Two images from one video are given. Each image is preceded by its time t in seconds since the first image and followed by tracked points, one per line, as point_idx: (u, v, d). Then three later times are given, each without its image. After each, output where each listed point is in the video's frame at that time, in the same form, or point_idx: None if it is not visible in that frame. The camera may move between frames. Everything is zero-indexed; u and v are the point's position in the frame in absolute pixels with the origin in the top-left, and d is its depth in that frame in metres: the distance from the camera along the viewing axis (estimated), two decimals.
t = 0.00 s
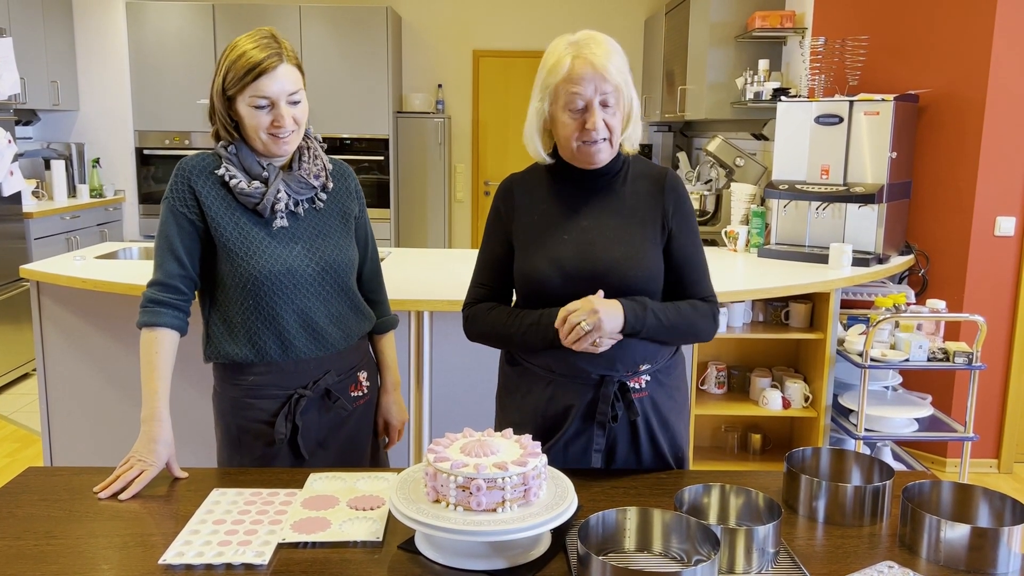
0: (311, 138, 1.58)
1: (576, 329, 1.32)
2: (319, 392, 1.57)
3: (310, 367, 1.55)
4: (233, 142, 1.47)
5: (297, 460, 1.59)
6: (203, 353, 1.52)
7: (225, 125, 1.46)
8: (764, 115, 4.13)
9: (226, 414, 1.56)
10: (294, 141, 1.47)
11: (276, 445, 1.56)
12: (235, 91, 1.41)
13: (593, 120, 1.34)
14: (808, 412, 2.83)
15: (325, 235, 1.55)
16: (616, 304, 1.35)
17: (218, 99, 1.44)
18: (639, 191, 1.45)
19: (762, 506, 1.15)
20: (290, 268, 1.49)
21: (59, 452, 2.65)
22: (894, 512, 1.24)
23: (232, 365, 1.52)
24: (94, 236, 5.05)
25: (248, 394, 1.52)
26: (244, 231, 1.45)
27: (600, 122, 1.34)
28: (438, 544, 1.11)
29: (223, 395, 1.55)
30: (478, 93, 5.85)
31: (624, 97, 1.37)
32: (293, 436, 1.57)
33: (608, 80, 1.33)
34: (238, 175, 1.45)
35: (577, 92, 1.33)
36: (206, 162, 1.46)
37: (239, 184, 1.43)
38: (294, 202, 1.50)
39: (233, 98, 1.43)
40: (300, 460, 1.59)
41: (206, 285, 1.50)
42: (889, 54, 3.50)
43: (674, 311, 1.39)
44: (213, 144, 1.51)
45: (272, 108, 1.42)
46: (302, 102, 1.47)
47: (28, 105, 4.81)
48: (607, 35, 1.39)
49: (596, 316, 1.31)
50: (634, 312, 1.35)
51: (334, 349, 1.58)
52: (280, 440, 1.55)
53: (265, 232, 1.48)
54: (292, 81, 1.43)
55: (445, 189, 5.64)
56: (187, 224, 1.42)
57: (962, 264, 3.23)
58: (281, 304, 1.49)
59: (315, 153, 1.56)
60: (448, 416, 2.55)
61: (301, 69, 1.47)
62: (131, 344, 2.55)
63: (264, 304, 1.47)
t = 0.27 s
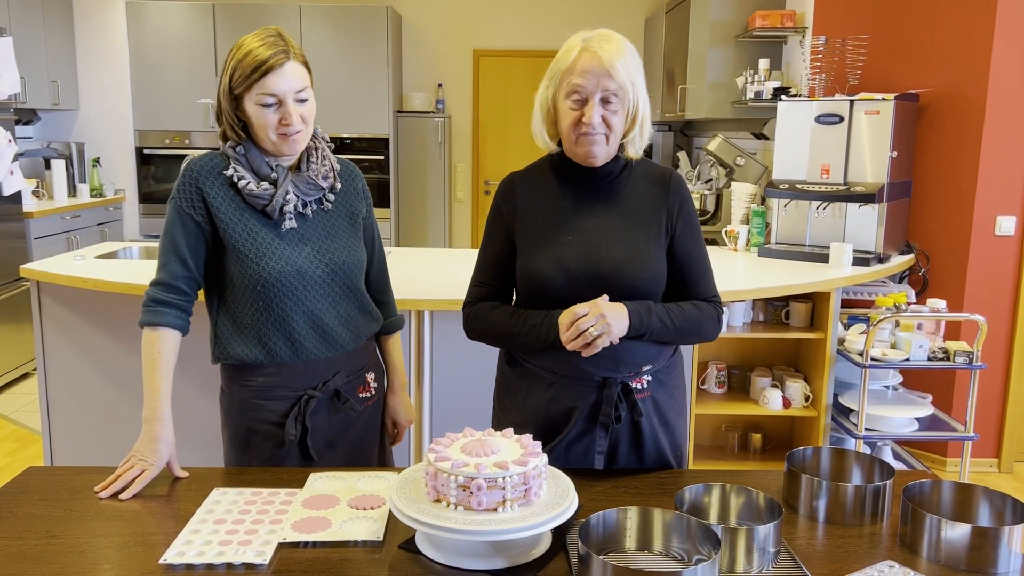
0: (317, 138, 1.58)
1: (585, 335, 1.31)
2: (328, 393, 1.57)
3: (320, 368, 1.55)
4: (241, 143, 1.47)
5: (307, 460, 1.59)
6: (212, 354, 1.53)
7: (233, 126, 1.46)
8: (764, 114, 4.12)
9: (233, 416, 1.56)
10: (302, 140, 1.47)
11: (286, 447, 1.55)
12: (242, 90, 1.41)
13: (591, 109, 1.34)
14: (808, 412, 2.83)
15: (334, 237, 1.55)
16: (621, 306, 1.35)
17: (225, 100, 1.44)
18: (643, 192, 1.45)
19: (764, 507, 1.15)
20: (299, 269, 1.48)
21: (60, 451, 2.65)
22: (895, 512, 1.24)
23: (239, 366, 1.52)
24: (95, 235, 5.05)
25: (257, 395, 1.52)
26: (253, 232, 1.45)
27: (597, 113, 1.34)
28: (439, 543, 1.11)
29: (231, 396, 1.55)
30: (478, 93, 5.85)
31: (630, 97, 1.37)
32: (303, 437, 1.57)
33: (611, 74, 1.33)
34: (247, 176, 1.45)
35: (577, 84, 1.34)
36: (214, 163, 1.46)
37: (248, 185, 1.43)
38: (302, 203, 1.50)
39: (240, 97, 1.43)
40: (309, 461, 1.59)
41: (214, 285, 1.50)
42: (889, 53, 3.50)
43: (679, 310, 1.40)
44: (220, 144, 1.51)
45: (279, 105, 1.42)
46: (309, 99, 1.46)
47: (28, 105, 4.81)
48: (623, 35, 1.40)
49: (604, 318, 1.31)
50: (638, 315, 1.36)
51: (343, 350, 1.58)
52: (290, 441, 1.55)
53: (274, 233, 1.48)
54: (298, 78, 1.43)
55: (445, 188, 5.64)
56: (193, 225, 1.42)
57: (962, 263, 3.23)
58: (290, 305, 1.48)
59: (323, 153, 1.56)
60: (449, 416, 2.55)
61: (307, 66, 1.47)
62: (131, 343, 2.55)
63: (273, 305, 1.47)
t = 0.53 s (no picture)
0: (324, 140, 1.58)
1: (578, 334, 1.32)
2: (333, 394, 1.57)
3: (325, 369, 1.55)
4: (249, 145, 1.47)
5: (311, 461, 1.59)
6: (216, 355, 1.53)
7: (242, 129, 1.46)
8: (765, 114, 4.12)
9: (237, 417, 1.56)
10: (310, 145, 1.47)
11: (290, 448, 1.56)
12: (250, 92, 1.41)
13: (579, 103, 1.36)
14: (809, 411, 2.83)
15: (340, 240, 1.55)
16: (618, 306, 1.35)
17: (233, 102, 1.44)
18: (646, 193, 1.45)
19: (764, 506, 1.15)
20: (305, 272, 1.48)
21: (60, 451, 2.65)
22: (896, 512, 1.24)
23: (244, 367, 1.52)
24: (95, 235, 5.05)
25: (262, 396, 1.52)
26: (259, 235, 1.45)
27: (585, 107, 1.36)
28: (439, 543, 1.11)
29: (236, 396, 1.55)
30: (478, 92, 5.85)
31: (635, 101, 1.36)
32: (307, 438, 1.57)
33: (604, 72, 1.34)
34: (253, 179, 1.44)
35: (573, 76, 1.37)
36: (221, 165, 1.45)
37: (255, 189, 1.43)
38: (309, 207, 1.50)
39: (249, 100, 1.42)
40: (313, 461, 1.59)
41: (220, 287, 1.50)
42: (890, 53, 3.49)
43: (680, 310, 1.40)
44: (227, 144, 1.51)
45: (287, 110, 1.42)
46: (317, 105, 1.46)
47: (28, 104, 4.81)
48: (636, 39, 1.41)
49: (596, 317, 1.32)
50: (636, 312, 1.35)
51: (348, 352, 1.58)
52: (295, 442, 1.55)
53: (280, 236, 1.47)
54: (308, 82, 1.43)
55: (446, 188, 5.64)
56: (199, 227, 1.42)
57: (963, 263, 3.23)
58: (296, 308, 1.48)
59: (330, 156, 1.55)
60: (449, 416, 2.55)
61: (316, 71, 1.47)
62: (132, 342, 2.55)
63: (279, 308, 1.47)
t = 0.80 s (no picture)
0: (325, 141, 1.58)
1: (580, 337, 1.32)
2: (333, 394, 1.56)
3: (324, 370, 1.55)
4: (249, 146, 1.46)
5: (311, 461, 1.59)
6: (216, 355, 1.53)
7: (243, 130, 1.46)
8: (766, 113, 4.12)
9: (237, 417, 1.56)
10: (311, 146, 1.46)
11: (290, 448, 1.55)
12: (252, 95, 1.41)
13: (581, 112, 1.34)
14: (810, 411, 2.83)
15: (341, 242, 1.54)
16: (619, 310, 1.35)
17: (235, 104, 1.44)
18: (647, 194, 1.44)
19: (765, 507, 1.15)
20: (305, 274, 1.48)
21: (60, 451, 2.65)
22: (897, 512, 1.24)
23: (244, 368, 1.52)
24: (96, 235, 5.05)
25: (261, 396, 1.52)
26: (259, 236, 1.45)
27: (585, 117, 1.34)
28: (440, 543, 1.11)
29: (236, 396, 1.55)
30: (479, 92, 5.85)
31: (635, 105, 1.35)
32: (307, 438, 1.57)
33: (603, 79, 1.32)
34: (254, 180, 1.44)
35: (572, 86, 1.35)
36: (222, 166, 1.45)
37: (255, 190, 1.43)
38: (310, 208, 1.50)
39: (250, 102, 1.42)
40: (312, 462, 1.59)
41: (221, 288, 1.50)
42: (892, 52, 3.49)
43: (677, 316, 1.40)
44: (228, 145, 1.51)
45: (288, 112, 1.42)
46: (319, 106, 1.46)
47: (29, 104, 4.81)
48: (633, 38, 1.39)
49: (597, 321, 1.32)
50: (636, 318, 1.35)
51: (348, 354, 1.58)
52: (294, 442, 1.54)
53: (280, 238, 1.47)
54: (310, 84, 1.43)
55: (446, 188, 5.64)
56: (199, 227, 1.42)
57: (964, 263, 3.22)
58: (295, 310, 1.48)
59: (331, 157, 1.55)
60: (450, 416, 2.55)
61: (319, 72, 1.46)
62: (133, 342, 2.55)
63: (279, 310, 1.47)
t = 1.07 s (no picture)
0: (323, 139, 1.58)
1: (580, 332, 1.31)
2: (327, 392, 1.56)
3: (318, 368, 1.55)
4: (246, 143, 1.48)
5: (306, 459, 1.59)
6: (212, 353, 1.52)
7: (237, 123, 1.48)
8: (767, 113, 4.11)
9: (232, 413, 1.56)
10: (299, 128, 1.44)
11: (284, 446, 1.55)
12: (239, 81, 1.44)
13: (609, 130, 1.33)
14: (811, 411, 2.83)
15: (338, 242, 1.54)
16: (620, 309, 1.35)
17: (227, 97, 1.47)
18: (647, 195, 1.44)
19: (767, 507, 1.15)
20: (301, 274, 1.48)
21: (61, 451, 2.65)
22: (898, 512, 1.24)
23: (241, 366, 1.52)
24: (97, 234, 5.05)
25: (256, 394, 1.52)
26: (257, 236, 1.45)
27: (613, 133, 1.33)
28: (441, 543, 1.11)
29: (232, 394, 1.55)
30: (480, 91, 5.85)
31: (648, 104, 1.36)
32: (301, 436, 1.57)
33: (630, 89, 1.31)
34: (252, 179, 1.44)
35: (602, 104, 1.31)
36: (220, 165, 1.45)
37: (253, 188, 1.43)
38: (307, 207, 1.50)
39: (239, 91, 1.45)
40: (307, 459, 1.59)
41: (217, 287, 1.50)
42: (893, 52, 3.48)
43: (678, 313, 1.40)
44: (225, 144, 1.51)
45: (271, 89, 1.43)
46: (306, 89, 1.46)
47: (29, 103, 4.81)
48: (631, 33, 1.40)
49: (598, 318, 1.31)
50: (637, 317, 1.35)
51: (343, 354, 1.58)
52: (288, 440, 1.54)
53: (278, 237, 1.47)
54: (293, 63, 1.44)
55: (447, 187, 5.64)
56: (198, 226, 1.42)
57: (966, 262, 3.22)
58: (290, 309, 1.48)
59: (329, 156, 1.55)
60: (450, 415, 2.55)
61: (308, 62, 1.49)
62: (133, 342, 2.55)
63: (275, 310, 1.47)
